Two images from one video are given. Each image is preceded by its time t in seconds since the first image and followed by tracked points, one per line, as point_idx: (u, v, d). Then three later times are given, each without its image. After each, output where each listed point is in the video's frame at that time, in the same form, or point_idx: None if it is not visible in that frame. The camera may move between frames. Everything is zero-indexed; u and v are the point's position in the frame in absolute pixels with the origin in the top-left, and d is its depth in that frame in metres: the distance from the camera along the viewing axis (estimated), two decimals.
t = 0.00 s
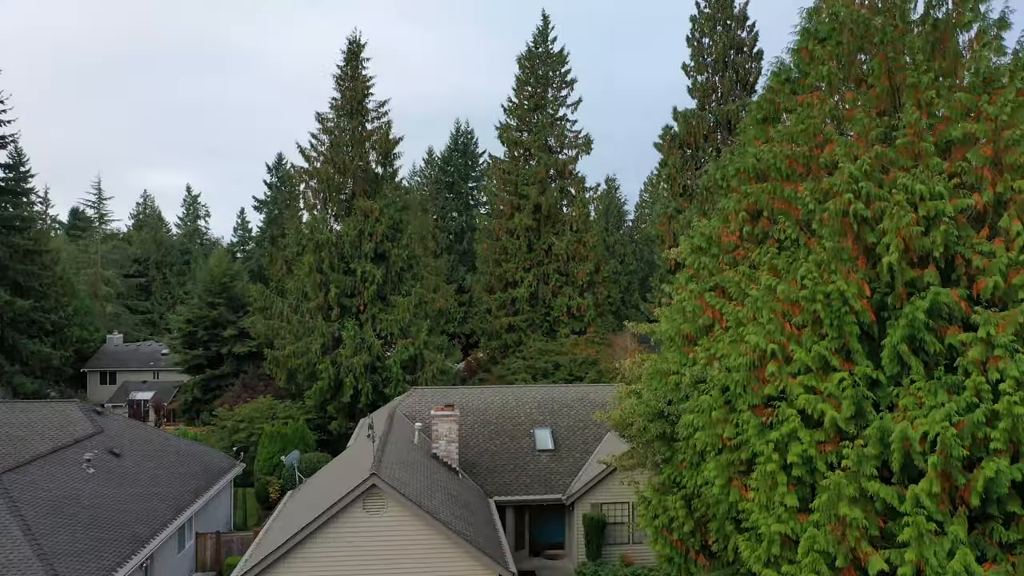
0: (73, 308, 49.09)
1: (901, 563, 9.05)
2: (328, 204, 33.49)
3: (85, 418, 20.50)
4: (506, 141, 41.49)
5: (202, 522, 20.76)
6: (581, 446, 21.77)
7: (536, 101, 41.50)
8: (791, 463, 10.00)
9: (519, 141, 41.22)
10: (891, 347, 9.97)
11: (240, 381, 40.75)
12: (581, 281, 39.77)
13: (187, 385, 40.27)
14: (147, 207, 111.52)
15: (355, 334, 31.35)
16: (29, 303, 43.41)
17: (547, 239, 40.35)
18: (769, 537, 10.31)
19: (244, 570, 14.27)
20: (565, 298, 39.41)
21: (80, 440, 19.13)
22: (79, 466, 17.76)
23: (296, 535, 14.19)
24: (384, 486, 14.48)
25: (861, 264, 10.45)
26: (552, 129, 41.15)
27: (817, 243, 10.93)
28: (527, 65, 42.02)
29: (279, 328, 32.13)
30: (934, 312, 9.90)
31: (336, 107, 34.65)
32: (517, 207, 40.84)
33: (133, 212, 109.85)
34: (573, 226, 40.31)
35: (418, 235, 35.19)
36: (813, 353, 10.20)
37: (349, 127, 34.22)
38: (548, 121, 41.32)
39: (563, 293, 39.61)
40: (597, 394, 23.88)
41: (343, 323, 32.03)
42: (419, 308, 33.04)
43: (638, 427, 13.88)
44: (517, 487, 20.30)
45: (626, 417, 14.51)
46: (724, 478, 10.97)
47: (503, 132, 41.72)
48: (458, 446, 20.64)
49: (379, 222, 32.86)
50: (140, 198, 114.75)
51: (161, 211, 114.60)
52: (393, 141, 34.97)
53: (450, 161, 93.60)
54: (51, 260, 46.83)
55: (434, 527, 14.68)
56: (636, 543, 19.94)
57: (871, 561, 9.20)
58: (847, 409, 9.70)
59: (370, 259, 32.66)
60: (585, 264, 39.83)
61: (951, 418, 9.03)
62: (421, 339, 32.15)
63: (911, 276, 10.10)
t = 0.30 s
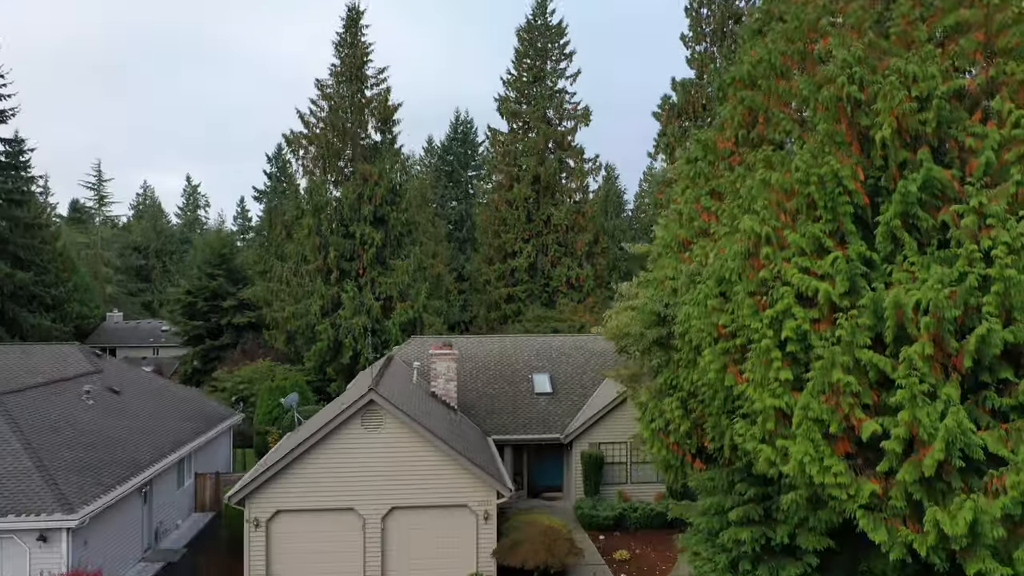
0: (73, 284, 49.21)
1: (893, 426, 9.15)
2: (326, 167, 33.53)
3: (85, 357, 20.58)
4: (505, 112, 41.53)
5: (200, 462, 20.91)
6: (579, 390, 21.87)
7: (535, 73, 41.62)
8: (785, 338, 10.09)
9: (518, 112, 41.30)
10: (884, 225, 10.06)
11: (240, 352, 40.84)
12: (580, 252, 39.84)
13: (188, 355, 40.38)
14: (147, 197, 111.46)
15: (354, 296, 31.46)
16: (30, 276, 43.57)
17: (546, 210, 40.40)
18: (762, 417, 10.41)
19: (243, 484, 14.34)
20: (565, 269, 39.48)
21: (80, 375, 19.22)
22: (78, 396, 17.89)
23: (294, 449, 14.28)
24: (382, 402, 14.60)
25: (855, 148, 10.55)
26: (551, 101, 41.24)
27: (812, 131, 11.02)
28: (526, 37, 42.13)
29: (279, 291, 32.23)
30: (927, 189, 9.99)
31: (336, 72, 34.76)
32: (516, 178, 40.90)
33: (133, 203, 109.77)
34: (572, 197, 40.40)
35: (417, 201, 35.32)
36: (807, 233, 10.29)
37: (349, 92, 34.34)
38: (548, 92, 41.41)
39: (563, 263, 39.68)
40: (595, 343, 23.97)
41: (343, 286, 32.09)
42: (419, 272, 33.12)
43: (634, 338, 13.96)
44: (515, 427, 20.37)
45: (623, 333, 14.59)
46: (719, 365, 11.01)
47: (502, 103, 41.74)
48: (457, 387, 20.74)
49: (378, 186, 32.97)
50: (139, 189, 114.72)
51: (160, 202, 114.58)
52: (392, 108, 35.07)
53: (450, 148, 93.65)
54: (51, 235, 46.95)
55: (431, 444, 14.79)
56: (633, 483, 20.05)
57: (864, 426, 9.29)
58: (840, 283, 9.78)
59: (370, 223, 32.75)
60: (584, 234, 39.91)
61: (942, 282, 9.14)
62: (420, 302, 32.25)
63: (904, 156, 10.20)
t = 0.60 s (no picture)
0: (72, 258, 49.17)
1: (892, 286, 9.18)
2: (325, 129, 33.52)
3: (85, 294, 20.60)
4: (505, 81, 41.62)
5: (200, 399, 20.97)
6: (579, 332, 21.90)
7: (534, 43, 41.73)
8: (785, 212, 10.12)
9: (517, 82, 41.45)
10: (883, 99, 10.06)
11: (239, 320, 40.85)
12: (579, 220, 39.88)
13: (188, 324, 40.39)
14: (146, 186, 111.47)
15: (354, 256, 31.59)
16: (30, 247, 43.56)
17: (545, 179, 40.43)
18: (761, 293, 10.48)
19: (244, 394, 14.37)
20: (564, 237, 39.52)
21: (81, 308, 19.25)
22: (79, 323, 17.97)
23: (295, 359, 14.34)
24: (383, 314, 14.69)
25: (853, 27, 10.56)
26: (550, 70, 41.33)
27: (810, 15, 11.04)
28: (525, 8, 42.21)
29: (278, 251, 32.27)
30: (926, 62, 9.99)
31: (335, 36, 34.79)
32: (516, 147, 40.97)
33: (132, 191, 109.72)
34: (572, 165, 40.45)
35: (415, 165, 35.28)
36: (806, 109, 10.33)
37: (348, 56, 34.39)
38: (547, 62, 41.49)
39: (562, 232, 39.71)
40: (595, 289, 23.96)
41: (342, 246, 32.17)
42: (418, 233, 33.26)
43: (634, 245, 13.99)
44: (516, 364, 20.41)
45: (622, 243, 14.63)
46: (718, 247, 11.00)
47: (501, 72, 41.76)
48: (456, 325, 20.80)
49: (377, 146, 33.12)
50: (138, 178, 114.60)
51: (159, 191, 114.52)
52: (391, 71, 35.12)
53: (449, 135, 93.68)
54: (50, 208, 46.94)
55: (431, 356, 14.91)
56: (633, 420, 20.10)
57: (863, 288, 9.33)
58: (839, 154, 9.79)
59: (370, 184, 32.90)
60: (584, 202, 39.93)
61: (942, 143, 9.19)
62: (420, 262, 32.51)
63: (902, 31, 10.22)
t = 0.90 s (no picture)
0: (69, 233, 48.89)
1: (901, 151, 8.98)
2: (323, 92, 33.40)
3: (79, 232, 20.39)
4: (504, 51, 41.51)
5: (195, 339, 20.80)
6: (579, 276, 21.65)
7: (534, 13, 41.62)
8: (790, 87, 9.92)
9: (517, 51, 41.36)
10: None
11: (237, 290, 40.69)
12: (579, 190, 39.71)
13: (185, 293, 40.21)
14: (144, 174, 111.03)
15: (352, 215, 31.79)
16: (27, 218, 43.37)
17: (545, 149, 40.19)
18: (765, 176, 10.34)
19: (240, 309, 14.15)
20: (564, 206, 39.33)
21: (75, 243, 19.06)
22: (72, 255, 17.84)
23: (291, 273, 14.13)
24: (380, 230, 14.50)
25: None
26: (550, 40, 41.21)
27: None
28: None
29: (276, 213, 32.13)
30: None
31: None
32: (515, 117, 40.83)
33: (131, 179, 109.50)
34: (571, 135, 40.26)
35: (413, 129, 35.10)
36: None
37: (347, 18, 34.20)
38: (546, 32, 41.35)
39: (562, 202, 39.52)
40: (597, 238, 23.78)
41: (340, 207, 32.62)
42: (416, 195, 33.33)
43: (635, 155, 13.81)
44: (515, 304, 20.19)
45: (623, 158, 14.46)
46: (722, 133, 10.79)
47: (501, 42, 41.63)
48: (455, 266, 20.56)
49: (375, 107, 33.10)
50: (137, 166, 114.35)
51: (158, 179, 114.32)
52: (390, 35, 34.96)
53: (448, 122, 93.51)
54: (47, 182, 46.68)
55: (429, 274, 14.73)
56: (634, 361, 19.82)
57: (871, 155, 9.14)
58: (846, 25, 9.59)
59: (368, 145, 32.87)
60: (583, 170, 39.76)
61: (953, 5, 8.96)
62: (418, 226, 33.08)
63: None
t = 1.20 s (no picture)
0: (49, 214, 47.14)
1: (972, 26, 7.45)
2: (311, 58, 31.73)
3: (34, 188, 18.74)
4: (500, 25, 39.98)
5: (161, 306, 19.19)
6: (579, 239, 20.00)
7: None
8: None
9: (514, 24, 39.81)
10: None
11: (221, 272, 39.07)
12: (576, 168, 38.22)
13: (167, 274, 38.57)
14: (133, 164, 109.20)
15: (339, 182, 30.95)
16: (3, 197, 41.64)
17: (542, 125, 38.62)
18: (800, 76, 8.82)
19: (199, 254, 12.57)
20: (562, 185, 37.81)
21: (27, 198, 17.42)
22: (22, 208, 16.23)
23: (257, 213, 12.57)
24: (358, 167, 12.95)
25: None
26: (548, 12, 39.66)
27: None
28: None
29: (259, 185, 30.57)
30: None
31: None
32: (511, 92, 39.27)
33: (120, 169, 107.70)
34: (569, 111, 38.71)
35: (405, 100, 33.64)
36: None
37: None
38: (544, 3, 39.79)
39: (559, 180, 38.00)
40: (597, 204, 22.23)
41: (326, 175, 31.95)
42: (404, 166, 32.14)
43: (645, 79, 12.20)
44: (510, 265, 18.50)
45: (631, 86, 12.85)
46: (750, 28, 9.23)
47: (497, 15, 40.10)
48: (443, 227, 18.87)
49: (364, 75, 31.69)
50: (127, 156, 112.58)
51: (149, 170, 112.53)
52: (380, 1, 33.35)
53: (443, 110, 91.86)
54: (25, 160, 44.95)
55: (413, 217, 13.20)
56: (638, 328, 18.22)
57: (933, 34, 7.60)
58: None
59: (356, 115, 31.72)
60: (582, 147, 38.27)
61: None
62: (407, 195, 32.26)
63: None
